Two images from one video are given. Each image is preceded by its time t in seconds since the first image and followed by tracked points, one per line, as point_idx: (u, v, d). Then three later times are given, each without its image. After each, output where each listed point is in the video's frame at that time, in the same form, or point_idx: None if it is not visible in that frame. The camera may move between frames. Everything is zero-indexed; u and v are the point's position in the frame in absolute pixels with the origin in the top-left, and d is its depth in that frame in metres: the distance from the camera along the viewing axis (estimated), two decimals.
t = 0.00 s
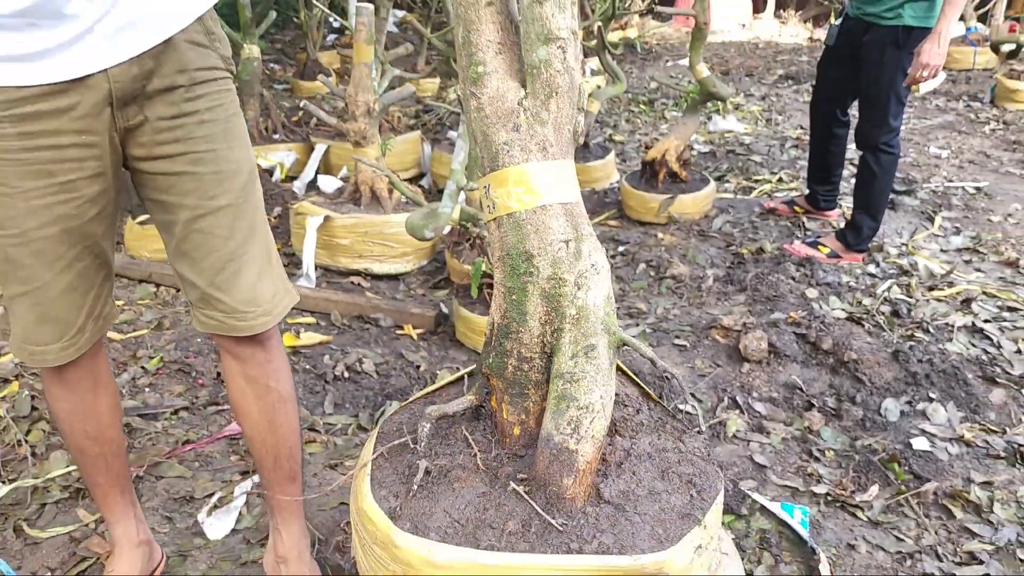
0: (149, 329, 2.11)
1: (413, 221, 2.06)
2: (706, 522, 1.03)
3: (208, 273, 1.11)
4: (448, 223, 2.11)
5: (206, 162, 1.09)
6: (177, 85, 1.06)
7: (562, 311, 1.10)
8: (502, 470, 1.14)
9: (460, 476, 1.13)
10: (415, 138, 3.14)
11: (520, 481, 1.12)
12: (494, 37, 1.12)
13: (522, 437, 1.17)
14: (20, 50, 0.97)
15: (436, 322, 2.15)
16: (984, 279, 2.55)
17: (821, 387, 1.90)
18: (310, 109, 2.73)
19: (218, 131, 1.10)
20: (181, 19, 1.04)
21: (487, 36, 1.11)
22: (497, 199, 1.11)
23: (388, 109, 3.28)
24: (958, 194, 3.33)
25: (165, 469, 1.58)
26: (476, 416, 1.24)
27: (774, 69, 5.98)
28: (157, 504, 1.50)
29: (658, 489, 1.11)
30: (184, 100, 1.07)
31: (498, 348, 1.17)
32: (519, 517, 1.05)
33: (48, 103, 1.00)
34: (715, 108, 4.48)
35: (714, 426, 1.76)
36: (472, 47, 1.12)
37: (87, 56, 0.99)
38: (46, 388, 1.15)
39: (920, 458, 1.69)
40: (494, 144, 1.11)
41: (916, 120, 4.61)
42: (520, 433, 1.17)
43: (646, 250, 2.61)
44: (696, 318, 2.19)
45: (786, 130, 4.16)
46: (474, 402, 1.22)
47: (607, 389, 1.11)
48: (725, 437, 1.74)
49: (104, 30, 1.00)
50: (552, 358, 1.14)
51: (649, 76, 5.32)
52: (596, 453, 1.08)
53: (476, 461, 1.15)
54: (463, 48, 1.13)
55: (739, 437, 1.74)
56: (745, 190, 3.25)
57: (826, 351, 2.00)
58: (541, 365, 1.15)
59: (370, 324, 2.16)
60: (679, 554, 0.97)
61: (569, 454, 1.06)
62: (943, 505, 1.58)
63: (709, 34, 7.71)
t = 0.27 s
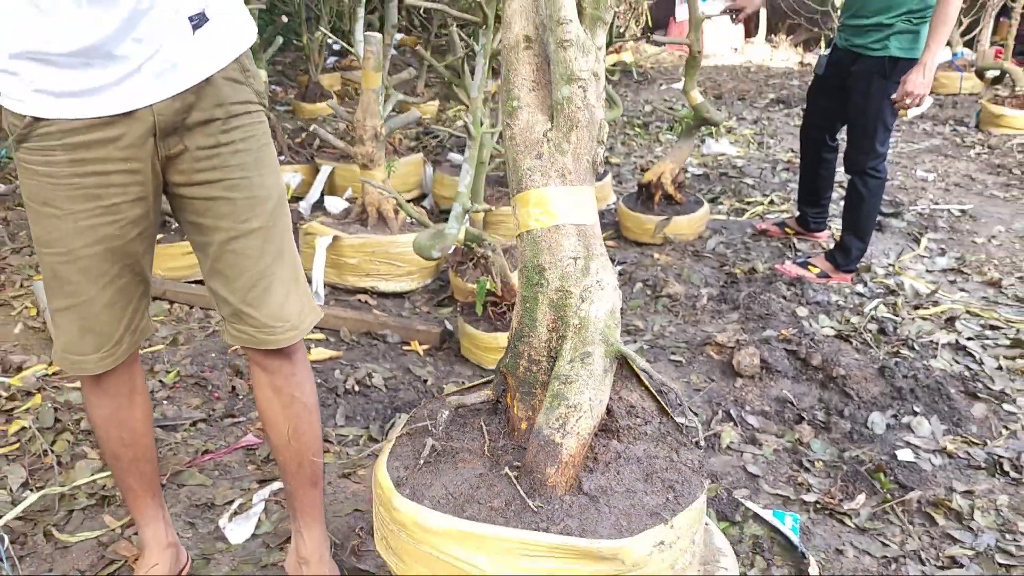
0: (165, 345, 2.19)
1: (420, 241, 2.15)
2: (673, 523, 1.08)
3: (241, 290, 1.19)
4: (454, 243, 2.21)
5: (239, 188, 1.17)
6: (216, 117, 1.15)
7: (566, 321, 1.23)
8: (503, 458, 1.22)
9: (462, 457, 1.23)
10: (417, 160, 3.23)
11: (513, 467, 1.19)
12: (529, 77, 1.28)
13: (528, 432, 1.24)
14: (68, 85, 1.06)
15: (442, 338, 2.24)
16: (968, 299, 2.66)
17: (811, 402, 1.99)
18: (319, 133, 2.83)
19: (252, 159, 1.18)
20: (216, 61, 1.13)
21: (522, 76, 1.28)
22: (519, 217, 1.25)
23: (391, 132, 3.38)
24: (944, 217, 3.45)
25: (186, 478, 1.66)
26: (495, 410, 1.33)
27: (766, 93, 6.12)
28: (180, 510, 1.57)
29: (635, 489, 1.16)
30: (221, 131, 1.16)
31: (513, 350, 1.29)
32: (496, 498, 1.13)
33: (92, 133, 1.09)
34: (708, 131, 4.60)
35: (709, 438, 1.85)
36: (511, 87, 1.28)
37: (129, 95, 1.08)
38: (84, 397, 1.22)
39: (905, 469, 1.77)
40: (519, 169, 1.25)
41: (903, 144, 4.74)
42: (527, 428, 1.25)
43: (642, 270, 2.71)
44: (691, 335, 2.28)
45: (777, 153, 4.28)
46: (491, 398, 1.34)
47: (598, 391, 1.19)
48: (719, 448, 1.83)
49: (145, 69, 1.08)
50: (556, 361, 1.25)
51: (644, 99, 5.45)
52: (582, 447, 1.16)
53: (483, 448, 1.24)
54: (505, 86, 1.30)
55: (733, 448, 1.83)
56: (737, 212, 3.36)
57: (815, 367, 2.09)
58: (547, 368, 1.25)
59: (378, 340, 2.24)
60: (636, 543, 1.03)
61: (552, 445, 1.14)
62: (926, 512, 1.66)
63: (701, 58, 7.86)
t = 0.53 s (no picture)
0: (175, 361, 2.27)
1: (423, 261, 2.23)
2: (637, 524, 1.13)
3: (257, 304, 1.26)
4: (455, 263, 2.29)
5: (257, 208, 1.25)
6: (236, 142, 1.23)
7: (563, 332, 1.32)
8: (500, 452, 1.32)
9: (461, 450, 1.33)
10: (417, 183, 3.31)
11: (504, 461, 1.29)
12: (547, 110, 1.41)
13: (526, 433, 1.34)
14: (103, 115, 1.14)
15: (443, 355, 2.31)
16: (952, 319, 2.74)
17: (799, 418, 2.07)
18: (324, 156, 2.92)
19: (268, 181, 1.26)
20: (240, 93, 1.21)
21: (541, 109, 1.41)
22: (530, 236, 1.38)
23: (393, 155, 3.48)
24: (930, 240, 3.55)
25: (198, 489, 1.73)
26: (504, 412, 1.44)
27: (758, 118, 6.25)
28: (193, 519, 1.64)
29: (608, 491, 1.22)
30: (240, 155, 1.23)
31: (517, 357, 1.39)
32: (480, 489, 1.22)
33: (124, 159, 1.17)
34: (702, 155, 4.71)
35: (701, 452, 1.92)
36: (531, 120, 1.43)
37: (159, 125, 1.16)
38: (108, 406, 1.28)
39: (888, 482, 1.85)
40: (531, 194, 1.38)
41: (892, 169, 4.85)
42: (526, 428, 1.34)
43: (637, 290, 2.79)
44: (684, 353, 2.36)
45: (769, 176, 4.38)
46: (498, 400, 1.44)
47: (584, 398, 1.27)
48: (711, 461, 1.90)
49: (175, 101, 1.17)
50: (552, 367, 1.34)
51: (639, 124, 5.57)
52: (564, 445, 1.24)
53: (484, 443, 1.34)
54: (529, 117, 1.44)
55: (724, 461, 1.90)
56: (729, 234, 3.45)
57: (803, 384, 2.17)
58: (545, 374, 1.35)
59: (381, 357, 2.31)
60: (594, 536, 1.09)
61: (535, 442, 1.23)
62: (908, 523, 1.73)
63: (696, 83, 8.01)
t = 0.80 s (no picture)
0: (186, 379, 2.36)
1: (425, 284, 2.34)
2: (596, 518, 1.20)
3: (274, 317, 1.37)
4: (456, 285, 2.40)
5: (274, 229, 1.36)
6: (258, 168, 1.34)
7: (554, 342, 1.44)
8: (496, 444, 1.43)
9: (461, 443, 1.45)
10: (418, 209, 3.42)
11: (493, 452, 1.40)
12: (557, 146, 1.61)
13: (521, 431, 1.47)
14: (141, 148, 1.25)
15: (444, 374, 2.41)
16: (935, 341, 2.85)
17: (785, 434, 2.16)
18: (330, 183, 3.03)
19: (286, 204, 1.37)
20: (263, 128, 1.33)
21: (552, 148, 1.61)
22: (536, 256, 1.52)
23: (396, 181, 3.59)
24: (916, 265, 3.66)
25: (211, 498, 1.82)
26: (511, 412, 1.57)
27: (752, 145, 6.39)
28: (207, 526, 1.73)
29: (577, 488, 1.30)
30: (261, 180, 1.34)
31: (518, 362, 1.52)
32: (462, 476, 1.33)
33: (159, 187, 1.27)
34: (696, 182, 4.84)
35: (690, 465, 2.02)
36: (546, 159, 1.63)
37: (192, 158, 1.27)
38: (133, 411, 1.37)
39: (869, 494, 1.94)
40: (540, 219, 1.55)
41: (882, 196, 4.98)
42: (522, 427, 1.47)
43: (631, 312, 2.90)
44: (675, 372, 2.46)
45: (761, 203, 4.50)
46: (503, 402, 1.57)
47: (564, 404, 1.37)
48: (699, 474, 1.99)
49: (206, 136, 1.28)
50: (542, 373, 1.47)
51: (635, 151, 5.71)
52: (543, 442, 1.34)
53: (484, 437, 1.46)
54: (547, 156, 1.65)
55: (711, 474, 1.99)
56: (722, 259, 3.56)
57: (789, 402, 2.26)
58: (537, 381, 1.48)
59: (385, 375, 2.41)
60: (552, 524, 1.18)
61: (516, 438, 1.33)
62: (886, 533, 1.82)
63: (692, 111, 8.17)
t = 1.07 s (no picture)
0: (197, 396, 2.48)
1: (425, 306, 2.46)
2: (547, 502, 1.37)
3: (302, 329, 1.55)
4: (454, 308, 2.52)
5: (301, 251, 1.51)
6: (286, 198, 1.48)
7: (538, 348, 1.68)
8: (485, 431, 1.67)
9: (459, 433, 1.66)
10: (418, 236, 3.56)
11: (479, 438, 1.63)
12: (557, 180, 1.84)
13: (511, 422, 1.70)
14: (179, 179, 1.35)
15: (443, 392, 2.53)
16: (914, 362, 2.97)
17: (765, 448, 2.28)
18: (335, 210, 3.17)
19: (309, 228, 1.53)
20: (286, 160, 1.45)
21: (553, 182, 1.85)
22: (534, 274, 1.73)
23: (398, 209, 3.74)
24: (900, 290, 3.79)
25: (221, 506, 1.93)
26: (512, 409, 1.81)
27: (745, 174, 6.55)
28: (218, 531, 1.84)
29: (539, 477, 1.49)
30: (288, 209, 1.49)
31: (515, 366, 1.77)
32: (447, 457, 1.54)
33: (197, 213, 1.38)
34: (689, 210, 4.99)
35: (674, 476, 2.13)
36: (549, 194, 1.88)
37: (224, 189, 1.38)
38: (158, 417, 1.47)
39: (842, 504, 2.05)
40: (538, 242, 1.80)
41: (870, 223, 5.13)
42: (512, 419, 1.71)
43: (623, 334, 3.02)
44: (663, 390, 2.57)
45: (751, 230, 4.65)
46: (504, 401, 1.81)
47: (538, 402, 1.59)
48: (683, 484, 2.10)
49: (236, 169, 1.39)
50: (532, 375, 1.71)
51: (631, 180, 5.87)
52: (516, 434, 1.54)
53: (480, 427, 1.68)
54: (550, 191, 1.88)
55: (695, 485, 2.10)
56: (711, 284, 3.70)
57: (770, 418, 2.37)
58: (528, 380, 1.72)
59: (386, 393, 2.53)
60: (504, 502, 1.36)
61: (494, 429, 1.55)
62: (857, 539, 1.93)
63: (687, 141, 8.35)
